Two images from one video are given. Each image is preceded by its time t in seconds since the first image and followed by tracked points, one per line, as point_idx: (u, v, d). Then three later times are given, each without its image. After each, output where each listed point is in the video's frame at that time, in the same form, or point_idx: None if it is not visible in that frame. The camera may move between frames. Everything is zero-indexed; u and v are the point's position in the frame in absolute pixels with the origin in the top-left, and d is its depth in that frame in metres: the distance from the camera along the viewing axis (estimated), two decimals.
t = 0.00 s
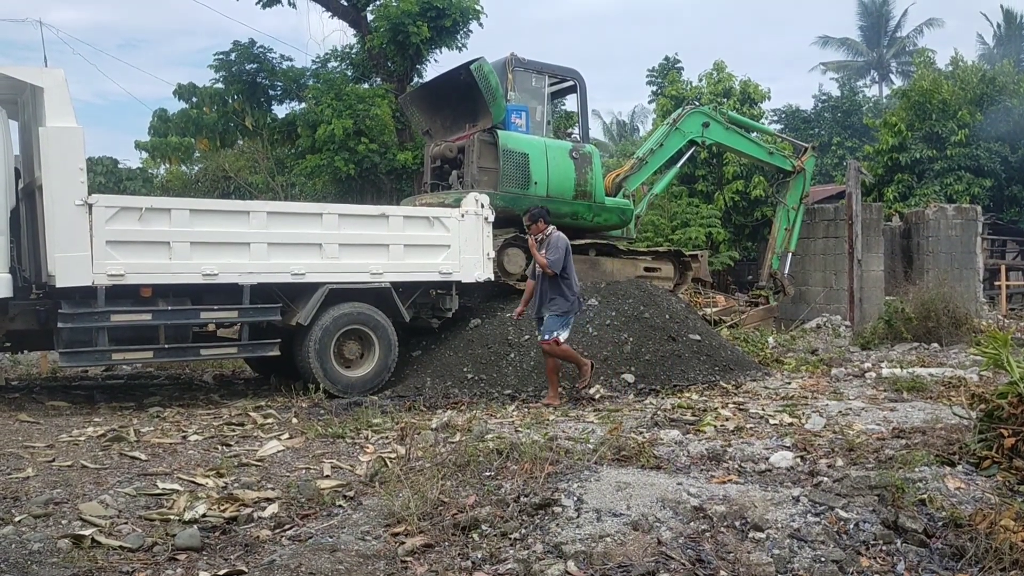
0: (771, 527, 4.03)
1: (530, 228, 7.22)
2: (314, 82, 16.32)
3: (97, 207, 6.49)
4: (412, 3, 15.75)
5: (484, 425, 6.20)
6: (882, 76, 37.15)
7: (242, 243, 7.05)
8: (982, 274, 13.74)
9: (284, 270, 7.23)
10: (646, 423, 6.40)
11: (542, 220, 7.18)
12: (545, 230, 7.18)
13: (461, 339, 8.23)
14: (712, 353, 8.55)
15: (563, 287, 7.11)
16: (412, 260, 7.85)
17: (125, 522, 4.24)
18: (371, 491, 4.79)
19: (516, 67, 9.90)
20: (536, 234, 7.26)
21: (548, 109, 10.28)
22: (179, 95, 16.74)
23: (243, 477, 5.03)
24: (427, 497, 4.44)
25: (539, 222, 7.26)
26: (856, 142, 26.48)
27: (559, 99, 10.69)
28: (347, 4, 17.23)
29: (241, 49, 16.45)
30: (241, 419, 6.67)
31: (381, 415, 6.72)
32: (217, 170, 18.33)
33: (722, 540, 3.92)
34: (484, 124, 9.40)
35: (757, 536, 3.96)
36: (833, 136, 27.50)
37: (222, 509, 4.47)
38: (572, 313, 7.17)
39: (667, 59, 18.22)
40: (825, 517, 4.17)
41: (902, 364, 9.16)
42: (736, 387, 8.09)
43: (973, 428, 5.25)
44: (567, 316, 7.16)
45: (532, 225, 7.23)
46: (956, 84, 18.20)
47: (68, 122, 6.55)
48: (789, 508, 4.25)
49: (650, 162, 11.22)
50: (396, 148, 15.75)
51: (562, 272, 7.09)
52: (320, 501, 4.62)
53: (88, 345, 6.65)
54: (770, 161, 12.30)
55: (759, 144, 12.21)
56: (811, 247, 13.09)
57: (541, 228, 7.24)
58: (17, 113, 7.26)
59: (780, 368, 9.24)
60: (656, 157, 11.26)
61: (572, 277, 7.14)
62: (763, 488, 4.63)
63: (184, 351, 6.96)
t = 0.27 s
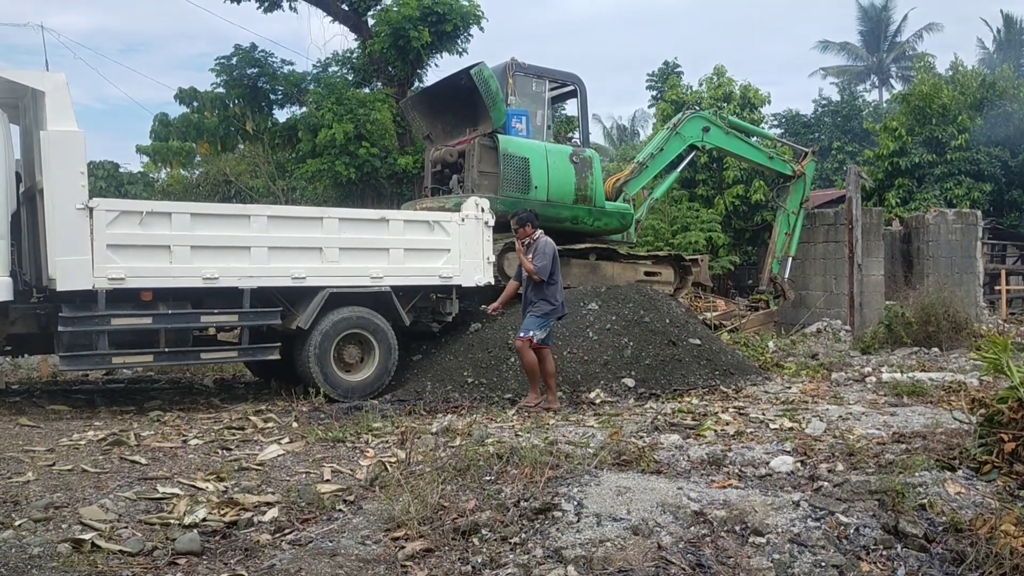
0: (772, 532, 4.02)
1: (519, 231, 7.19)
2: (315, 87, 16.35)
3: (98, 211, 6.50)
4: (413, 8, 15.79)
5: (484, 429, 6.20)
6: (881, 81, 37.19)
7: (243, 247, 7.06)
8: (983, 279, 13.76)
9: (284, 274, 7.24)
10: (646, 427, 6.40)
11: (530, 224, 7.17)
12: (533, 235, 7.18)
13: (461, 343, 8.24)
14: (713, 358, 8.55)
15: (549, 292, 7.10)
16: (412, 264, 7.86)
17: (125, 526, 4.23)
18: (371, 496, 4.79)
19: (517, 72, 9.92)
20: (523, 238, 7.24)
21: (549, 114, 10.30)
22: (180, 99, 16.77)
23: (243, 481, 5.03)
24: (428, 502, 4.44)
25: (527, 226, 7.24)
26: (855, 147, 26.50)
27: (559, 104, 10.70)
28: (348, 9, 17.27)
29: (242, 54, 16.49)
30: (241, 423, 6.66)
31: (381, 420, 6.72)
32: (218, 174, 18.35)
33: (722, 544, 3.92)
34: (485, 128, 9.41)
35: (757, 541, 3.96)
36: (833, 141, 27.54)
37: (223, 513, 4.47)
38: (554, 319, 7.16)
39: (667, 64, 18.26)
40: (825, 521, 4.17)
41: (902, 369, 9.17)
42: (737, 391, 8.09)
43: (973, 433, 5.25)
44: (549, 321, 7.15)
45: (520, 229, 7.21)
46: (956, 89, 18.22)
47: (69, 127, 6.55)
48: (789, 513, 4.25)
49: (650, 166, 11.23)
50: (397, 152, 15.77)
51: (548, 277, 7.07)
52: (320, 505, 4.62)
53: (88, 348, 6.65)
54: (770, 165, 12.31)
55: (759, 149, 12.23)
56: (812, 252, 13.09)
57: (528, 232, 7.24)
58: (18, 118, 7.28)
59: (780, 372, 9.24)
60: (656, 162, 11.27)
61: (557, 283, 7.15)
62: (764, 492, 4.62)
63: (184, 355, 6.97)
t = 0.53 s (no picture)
0: (773, 533, 4.02)
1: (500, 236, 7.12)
2: (315, 88, 16.36)
3: (93, 212, 6.49)
4: (413, 9, 15.80)
5: (484, 431, 6.20)
6: (882, 82, 37.18)
7: (239, 249, 7.06)
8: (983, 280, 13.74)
9: (281, 276, 7.24)
10: (646, 428, 6.40)
11: (512, 228, 7.09)
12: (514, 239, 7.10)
13: (461, 344, 8.23)
14: (713, 359, 8.55)
15: (529, 299, 6.98)
16: (409, 266, 7.86)
17: (125, 528, 4.23)
18: (372, 497, 4.78)
19: (517, 72, 9.93)
20: (505, 242, 7.16)
21: (549, 115, 10.30)
22: (181, 101, 16.77)
23: (243, 483, 5.02)
24: (428, 503, 4.44)
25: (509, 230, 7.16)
26: (856, 148, 26.50)
27: (559, 105, 10.70)
28: (348, 10, 17.27)
29: (242, 55, 16.51)
30: (241, 425, 6.66)
31: (382, 421, 6.71)
32: (218, 175, 18.34)
33: (723, 546, 3.91)
34: (485, 129, 9.41)
35: (758, 542, 3.96)
36: (833, 141, 27.54)
37: (223, 515, 4.47)
38: (536, 326, 7.02)
39: (666, 65, 18.26)
40: (826, 522, 4.16)
41: (903, 369, 9.16)
42: (737, 392, 8.08)
43: (974, 433, 5.24)
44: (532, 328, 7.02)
45: (501, 234, 7.14)
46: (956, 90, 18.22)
47: (65, 127, 6.56)
48: (790, 514, 4.24)
49: (650, 167, 11.23)
50: (397, 154, 15.76)
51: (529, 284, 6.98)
52: (320, 507, 4.62)
53: (83, 350, 6.65)
54: (770, 166, 12.31)
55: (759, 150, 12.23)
56: (812, 253, 13.09)
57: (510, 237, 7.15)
58: (14, 118, 7.29)
59: (781, 373, 9.24)
60: (656, 163, 11.27)
61: (538, 289, 7.03)
62: (764, 494, 4.62)
63: (180, 357, 6.97)
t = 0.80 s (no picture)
0: (774, 532, 4.02)
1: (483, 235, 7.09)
2: (315, 88, 16.36)
3: (87, 211, 6.48)
4: (414, 9, 15.81)
5: (485, 430, 6.20)
6: (882, 81, 37.15)
7: (234, 249, 7.06)
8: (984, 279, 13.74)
9: (275, 276, 7.24)
10: (647, 427, 6.39)
11: (494, 226, 7.03)
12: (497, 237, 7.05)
13: (461, 344, 8.23)
14: (714, 358, 8.54)
15: (512, 297, 6.94)
16: (404, 266, 7.86)
17: (126, 528, 4.23)
18: (373, 497, 4.79)
19: (516, 72, 9.92)
20: (489, 239, 7.13)
21: (549, 114, 10.29)
22: (181, 101, 16.77)
23: (245, 483, 5.02)
24: (429, 502, 4.44)
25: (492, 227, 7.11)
26: (856, 147, 26.49)
27: (560, 104, 10.70)
28: (348, 10, 17.27)
29: (242, 56, 16.52)
30: (241, 425, 6.66)
31: (383, 421, 6.71)
32: (219, 176, 18.35)
33: (724, 544, 3.91)
34: (485, 129, 9.41)
35: (759, 541, 3.96)
36: (833, 141, 27.54)
37: (224, 515, 4.47)
38: (522, 323, 7.00)
39: (667, 64, 18.26)
40: (827, 521, 4.16)
41: (904, 368, 9.16)
42: (738, 391, 8.08)
43: (975, 432, 5.23)
44: (518, 325, 7.01)
45: (485, 232, 7.11)
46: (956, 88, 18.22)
47: (58, 126, 6.56)
48: (791, 513, 4.24)
49: (651, 166, 11.23)
50: (397, 154, 15.76)
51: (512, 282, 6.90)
52: (322, 507, 4.62)
53: (76, 350, 6.64)
54: (771, 165, 12.30)
55: (760, 149, 12.22)
56: (813, 251, 13.08)
57: (495, 234, 7.10)
58: (8, 118, 7.29)
59: (781, 372, 9.24)
60: (657, 162, 11.27)
61: (522, 286, 6.94)
62: (766, 493, 4.62)
63: (174, 357, 6.97)
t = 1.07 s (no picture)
0: (776, 531, 4.01)
1: (475, 234, 7.13)
2: (316, 88, 16.36)
3: (84, 211, 6.49)
4: (414, 9, 15.80)
5: (487, 430, 6.19)
6: (883, 79, 37.11)
7: (231, 249, 7.06)
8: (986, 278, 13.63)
9: (273, 276, 7.25)
10: (649, 427, 6.39)
11: (487, 225, 7.06)
12: (488, 236, 7.07)
13: (463, 344, 8.23)
14: (715, 357, 8.54)
15: (502, 295, 6.88)
16: (402, 266, 7.86)
17: (128, 528, 4.24)
18: (374, 497, 4.79)
19: (517, 71, 9.91)
20: (481, 239, 7.15)
21: (550, 114, 10.29)
22: (182, 101, 16.77)
23: (246, 483, 5.03)
24: (430, 502, 4.44)
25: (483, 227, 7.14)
26: (857, 146, 26.48)
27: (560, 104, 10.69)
28: (348, 10, 17.27)
29: (243, 56, 16.53)
30: (243, 425, 6.66)
31: (384, 421, 6.71)
32: (220, 176, 18.35)
33: (726, 544, 3.91)
34: (485, 129, 9.42)
35: (761, 540, 3.95)
36: (834, 139, 27.52)
37: (226, 515, 4.47)
38: (513, 322, 6.91)
39: (667, 63, 18.25)
40: (829, 520, 4.16)
41: (905, 367, 9.15)
42: (740, 390, 8.07)
43: (977, 430, 5.23)
44: (510, 325, 6.93)
45: (477, 232, 7.16)
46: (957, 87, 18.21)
47: (56, 126, 6.57)
48: (793, 512, 4.24)
49: (652, 166, 11.22)
50: (398, 153, 15.76)
51: (502, 281, 6.86)
52: (323, 507, 4.62)
53: (73, 350, 6.64)
54: (771, 164, 12.29)
55: (760, 148, 12.21)
56: (814, 250, 13.06)
57: (486, 234, 7.13)
58: (6, 118, 7.28)
59: (783, 371, 9.23)
60: (658, 161, 11.26)
61: (512, 284, 6.87)
62: (767, 492, 4.61)
63: (171, 357, 6.96)
